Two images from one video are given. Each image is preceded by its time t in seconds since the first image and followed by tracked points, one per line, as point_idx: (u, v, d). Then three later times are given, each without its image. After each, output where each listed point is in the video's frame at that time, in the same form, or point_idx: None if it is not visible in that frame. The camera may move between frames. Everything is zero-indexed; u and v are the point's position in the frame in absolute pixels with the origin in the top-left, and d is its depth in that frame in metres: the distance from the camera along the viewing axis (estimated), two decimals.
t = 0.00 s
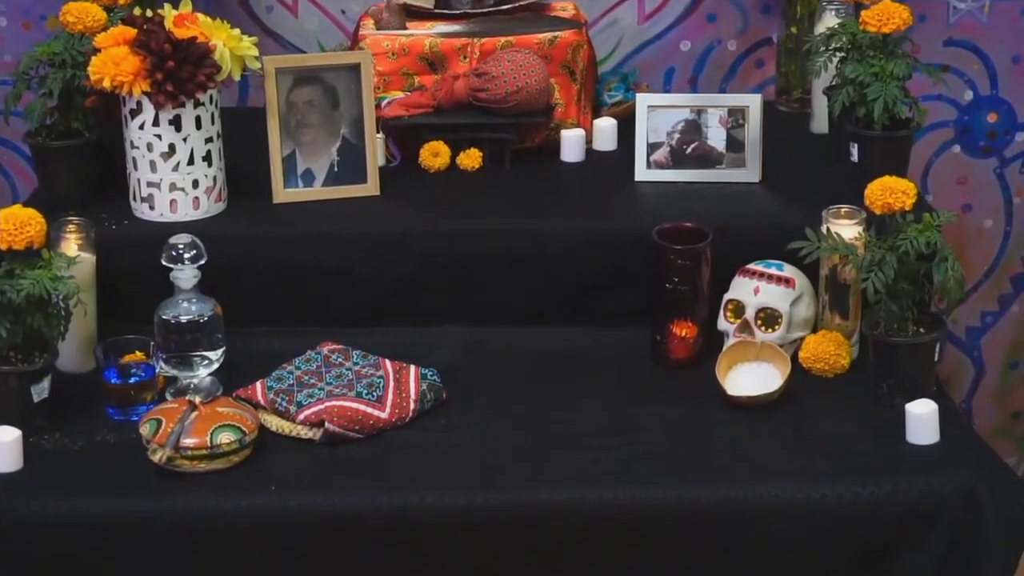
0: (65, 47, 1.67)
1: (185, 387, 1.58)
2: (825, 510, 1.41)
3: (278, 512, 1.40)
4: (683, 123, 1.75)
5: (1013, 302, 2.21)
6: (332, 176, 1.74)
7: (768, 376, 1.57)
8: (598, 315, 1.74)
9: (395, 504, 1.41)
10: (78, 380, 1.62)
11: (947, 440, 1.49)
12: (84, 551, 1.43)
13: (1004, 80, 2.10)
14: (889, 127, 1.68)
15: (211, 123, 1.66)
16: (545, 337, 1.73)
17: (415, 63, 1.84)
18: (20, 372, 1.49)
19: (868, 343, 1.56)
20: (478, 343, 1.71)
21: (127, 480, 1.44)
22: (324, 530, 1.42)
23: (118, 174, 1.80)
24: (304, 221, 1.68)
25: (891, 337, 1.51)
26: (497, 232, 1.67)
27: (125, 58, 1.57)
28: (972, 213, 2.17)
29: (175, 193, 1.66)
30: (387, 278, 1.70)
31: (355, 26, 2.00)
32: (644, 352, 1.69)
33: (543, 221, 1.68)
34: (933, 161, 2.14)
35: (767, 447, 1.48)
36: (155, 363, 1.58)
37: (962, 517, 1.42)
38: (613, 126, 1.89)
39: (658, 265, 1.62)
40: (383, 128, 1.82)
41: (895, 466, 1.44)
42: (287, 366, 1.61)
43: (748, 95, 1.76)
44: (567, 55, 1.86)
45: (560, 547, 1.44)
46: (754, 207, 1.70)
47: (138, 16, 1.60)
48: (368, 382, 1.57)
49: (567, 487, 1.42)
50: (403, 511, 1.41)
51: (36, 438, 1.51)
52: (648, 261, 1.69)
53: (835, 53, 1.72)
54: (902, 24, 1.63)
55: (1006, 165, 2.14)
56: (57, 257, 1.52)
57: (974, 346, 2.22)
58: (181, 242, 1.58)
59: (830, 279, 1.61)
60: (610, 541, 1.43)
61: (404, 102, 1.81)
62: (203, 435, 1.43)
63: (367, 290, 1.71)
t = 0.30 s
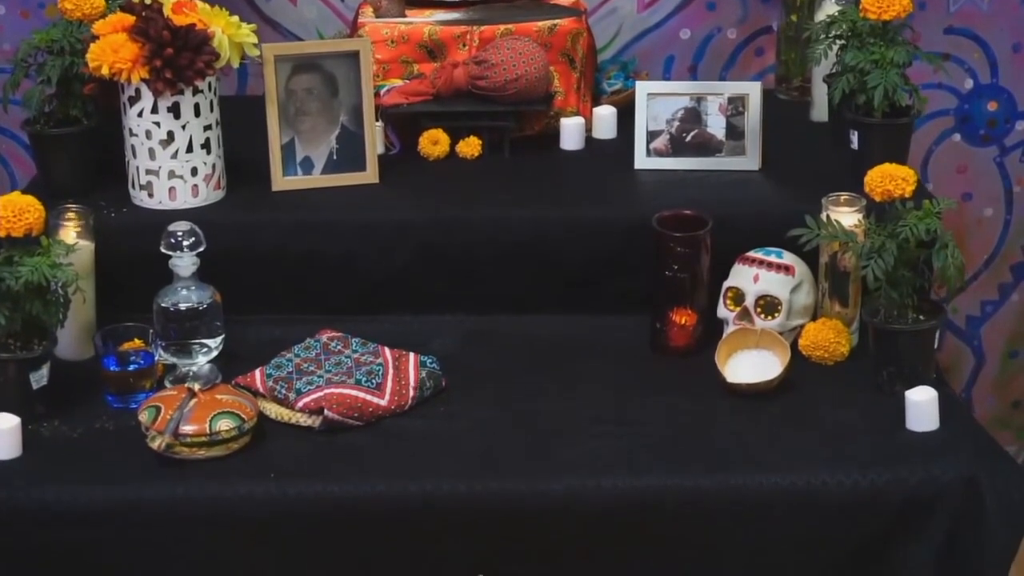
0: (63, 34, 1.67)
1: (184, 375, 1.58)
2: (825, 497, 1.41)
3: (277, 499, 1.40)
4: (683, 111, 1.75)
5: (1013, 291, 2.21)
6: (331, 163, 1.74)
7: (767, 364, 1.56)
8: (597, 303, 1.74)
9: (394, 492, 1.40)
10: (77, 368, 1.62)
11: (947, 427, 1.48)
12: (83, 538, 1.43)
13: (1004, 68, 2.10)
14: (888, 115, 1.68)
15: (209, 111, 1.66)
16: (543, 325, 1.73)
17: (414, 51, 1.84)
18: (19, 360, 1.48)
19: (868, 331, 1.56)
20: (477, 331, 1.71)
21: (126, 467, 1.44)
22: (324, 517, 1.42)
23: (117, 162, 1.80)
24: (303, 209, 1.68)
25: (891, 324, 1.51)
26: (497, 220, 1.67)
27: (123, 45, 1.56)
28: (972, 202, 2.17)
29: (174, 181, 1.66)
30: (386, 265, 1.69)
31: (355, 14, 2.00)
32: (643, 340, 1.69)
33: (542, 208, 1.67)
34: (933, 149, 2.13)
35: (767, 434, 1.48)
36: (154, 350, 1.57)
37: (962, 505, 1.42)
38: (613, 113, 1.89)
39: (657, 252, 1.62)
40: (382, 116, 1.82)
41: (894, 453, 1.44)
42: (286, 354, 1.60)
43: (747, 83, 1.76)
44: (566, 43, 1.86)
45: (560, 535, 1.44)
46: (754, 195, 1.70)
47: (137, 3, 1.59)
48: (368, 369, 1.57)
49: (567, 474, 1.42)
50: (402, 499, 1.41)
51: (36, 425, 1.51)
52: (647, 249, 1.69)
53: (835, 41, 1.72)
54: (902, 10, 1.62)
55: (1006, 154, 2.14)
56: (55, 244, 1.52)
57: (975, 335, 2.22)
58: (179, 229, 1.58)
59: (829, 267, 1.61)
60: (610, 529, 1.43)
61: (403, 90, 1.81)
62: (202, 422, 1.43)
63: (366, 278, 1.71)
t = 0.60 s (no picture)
0: (62, 20, 1.66)
1: (183, 361, 1.57)
2: (824, 482, 1.41)
3: (277, 484, 1.40)
4: (683, 97, 1.75)
5: (1013, 279, 2.20)
6: (331, 150, 1.73)
7: (767, 350, 1.56)
8: (596, 290, 1.74)
9: (393, 477, 1.40)
10: (75, 354, 1.62)
11: (946, 413, 1.48)
12: (83, 523, 1.42)
13: (1004, 56, 2.09)
14: (888, 101, 1.68)
15: (208, 97, 1.66)
16: (542, 312, 1.73)
17: (413, 38, 1.84)
18: (18, 346, 1.48)
19: (868, 317, 1.56)
20: (476, 318, 1.71)
21: (125, 452, 1.44)
22: (323, 502, 1.41)
23: (116, 148, 1.79)
24: (303, 195, 1.68)
25: (891, 310, 1.51)
26: (497, 207, 1.66)
27: (122, 31, 1.56)
28: (972, 190, 2.16)
29: (173, 167, 1.65)
30: (385, 252, 1.69)
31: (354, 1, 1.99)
32: (642, 326, 1.69)
33: (541, 195, 1.67)
34: (933, 137, 2.13)
35: (766, 419, 1.48)
36: (154, 337, 1.57)
37: (961, 490, 1.42)
38: (612, 101, 1.89)
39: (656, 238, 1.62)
40: (382, 103, 1.82)
41: (894, 438, 1.44)
42: (285, 340, 1.60)
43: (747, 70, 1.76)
44: (566, 30, 1.86)
45: (560, 520, 1.44)
46: (753, 181, 1.70)
47: None
48: (367, 355, 1.57)
49: (567, 460, 1.41)
50: (401, 484, 1.40)
51: (36, 411, 1.50)
52: (647, 236, 1.69)
53: (835, 28, 1.72)
54: None
55: (1006, 142, 2.14)
56: (54, 230, 1.51)
57: (974, 323, 2.22)
58: (178, 216, 1.58)
59: (829, 253, 1.61)
60: (610, 514, 1.43)
61: (402, 77, 1.80)
62: (201, 408, 1.42)
63: (365, 264, 1.71)
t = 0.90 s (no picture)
0: (60, 6, 1.66)
1: (182, 348, 1.57)
2: (824, 468, 1.41)
3: (276, 469, 1.40)
4: (682, 84, 1.75)
5: (1013, 267, 2.20)
6: (330, 137, 1.73)
7: (766, 336, 1.56)
8: (595, 277, 1.74)
9: (392, 463, 1.40)
10: (74, 341, 1.62)
11: (945, 399, 1.48)
12: (81, 509, 1.42)
13: (1004, 44, 2.09)
14: (888, 88, 1.67)
15: (206, 84, 1.65)
16: (541, 299, 1.73)
17: (412, 24, 1.85)
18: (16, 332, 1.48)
19: (868, 303, 1.55)
20: (475, 305, 1.71)
21: (123, 437, 1.43)
22: (321, 488, 1.41)
23: (114, 135, 1.79)
24: (301, 181, 1.68)
25: (891, 296, 1.51)
26: (496, 193, 1.66)
27: (120, 17, 1.55)
28: (971, 178, 2.16)
29: (171, 154, 1.65)
30: (384, 238, 1.69)
31: None
32: (641, 313, 1.68)
33: (541, 181, 1.67)
34: (933, 125, 2.13)
35: (766, 405, 1.48)
36: (152, 323, 1.57)
37: (960, 476, 1.42)
38: (611, 87, 1.89)
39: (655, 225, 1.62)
40: (381, 91, 1.82)
41: (894, 424, 1.44)
42: (284, 327, 1.60)
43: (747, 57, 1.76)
44: (565, 17, 1.87)
45: (559, 506, 1.44)
46: (752, 168, 1.69)
47: None
48: (366, 342, 1.57)
49: (566, 445, 1.41)
50: (401, 469, 1.40)
51: (33, 397, 1.50)
52: (646, 222, 1.68)
53: (835, 14, 1.72)
54: None
55: (1006, 130, 2.13)
56: (52, 216, 1.51)
57: (974, 311, 2.22)
58: (177, 202, 1.57)
59: (828, 240, 1.61)
60: (609, 499, 1.43)
61: (402, 64, 1.82)
62: (199, 394, 1.42)
63: (364, 251, 1.70)
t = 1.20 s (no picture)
0: None
1: (182, 336, 1.57)
2: (824, 456, 1.41)
3: (275, 458, 1.40)
4: (682, 73, 1.74)
5: (1013, 257, 2.20)
6: (329, 125, 1.73)
7: (766, 325, 1.56)
8: (595, 266, 1.74)
9: (392, 451, 1.40)
10: (73, 329, 1.62)
11: (945, 387, 1.48)
12: (80, 497, 1.42)
13: (1004, 33, 2.09)
14: (889, 76, 1.67)
15: (205, 72, 1.65)
16: (541, 288, 1.73)
17: (411, 13, 1.86)
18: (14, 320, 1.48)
19: (868, 292, 1.55)
20: (475, 294, 1.71)
21: (122, 425, 1.43)
22: (320, 476, 1.41)
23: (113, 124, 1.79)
24: (300, 170, 1.67)
25: (891, 285, 1.50)
26: (495, 182, 1.66)
27: (119, 4, 1.55)
28: (972, 168, 2.16)
29: (170, 142, 1.65)
30: (384, 227, 1.69)
31: None
32: (641, 302, 1.68)
33: (540, 169, 1.67)
34: (933, 115, 2.12)
35: (766, 393, 1.48)
36: (151, 313, 1.56)
37: (960, 464, 1.42)
38: (611, 77, 1.89)
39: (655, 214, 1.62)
40: (381, 79, 1.82)
41: (894, 412, 1.44)
42: (283, 315, 1.60)
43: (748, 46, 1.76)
44: (564, 6, 1.88)
45: (559, 494, 1.44)
46: (752, 156, 1.69)
47: None
48: (365, 330, 1.57)
49: (566, 433, 1.41)
50: (400, 457, 1.40)
51: (31, 386, 1.50)
52: (646, 211, 1.68)
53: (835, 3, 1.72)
54: None
55: (1007, 120, 2.13)
56: (51, 205, 1.51)
57: (974, 301, 2.22)
58: (176, 190, 1.57)
59: (828, 228, 1.61)
60: (609, 488, 1.43)
61: (401, 53, 1.81)
62: (199, 382, 1.42)
63: (364, 240, 1.70)
